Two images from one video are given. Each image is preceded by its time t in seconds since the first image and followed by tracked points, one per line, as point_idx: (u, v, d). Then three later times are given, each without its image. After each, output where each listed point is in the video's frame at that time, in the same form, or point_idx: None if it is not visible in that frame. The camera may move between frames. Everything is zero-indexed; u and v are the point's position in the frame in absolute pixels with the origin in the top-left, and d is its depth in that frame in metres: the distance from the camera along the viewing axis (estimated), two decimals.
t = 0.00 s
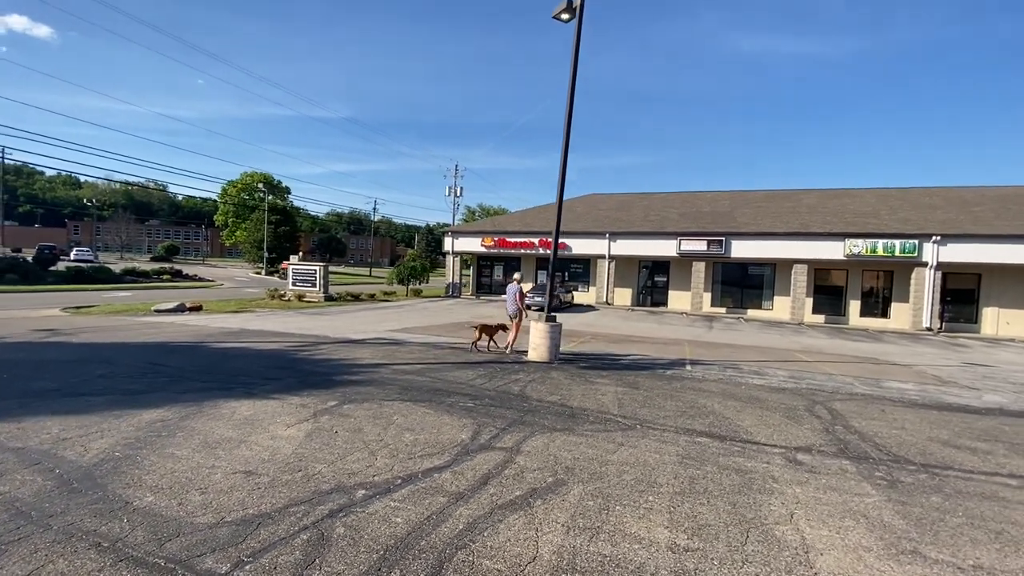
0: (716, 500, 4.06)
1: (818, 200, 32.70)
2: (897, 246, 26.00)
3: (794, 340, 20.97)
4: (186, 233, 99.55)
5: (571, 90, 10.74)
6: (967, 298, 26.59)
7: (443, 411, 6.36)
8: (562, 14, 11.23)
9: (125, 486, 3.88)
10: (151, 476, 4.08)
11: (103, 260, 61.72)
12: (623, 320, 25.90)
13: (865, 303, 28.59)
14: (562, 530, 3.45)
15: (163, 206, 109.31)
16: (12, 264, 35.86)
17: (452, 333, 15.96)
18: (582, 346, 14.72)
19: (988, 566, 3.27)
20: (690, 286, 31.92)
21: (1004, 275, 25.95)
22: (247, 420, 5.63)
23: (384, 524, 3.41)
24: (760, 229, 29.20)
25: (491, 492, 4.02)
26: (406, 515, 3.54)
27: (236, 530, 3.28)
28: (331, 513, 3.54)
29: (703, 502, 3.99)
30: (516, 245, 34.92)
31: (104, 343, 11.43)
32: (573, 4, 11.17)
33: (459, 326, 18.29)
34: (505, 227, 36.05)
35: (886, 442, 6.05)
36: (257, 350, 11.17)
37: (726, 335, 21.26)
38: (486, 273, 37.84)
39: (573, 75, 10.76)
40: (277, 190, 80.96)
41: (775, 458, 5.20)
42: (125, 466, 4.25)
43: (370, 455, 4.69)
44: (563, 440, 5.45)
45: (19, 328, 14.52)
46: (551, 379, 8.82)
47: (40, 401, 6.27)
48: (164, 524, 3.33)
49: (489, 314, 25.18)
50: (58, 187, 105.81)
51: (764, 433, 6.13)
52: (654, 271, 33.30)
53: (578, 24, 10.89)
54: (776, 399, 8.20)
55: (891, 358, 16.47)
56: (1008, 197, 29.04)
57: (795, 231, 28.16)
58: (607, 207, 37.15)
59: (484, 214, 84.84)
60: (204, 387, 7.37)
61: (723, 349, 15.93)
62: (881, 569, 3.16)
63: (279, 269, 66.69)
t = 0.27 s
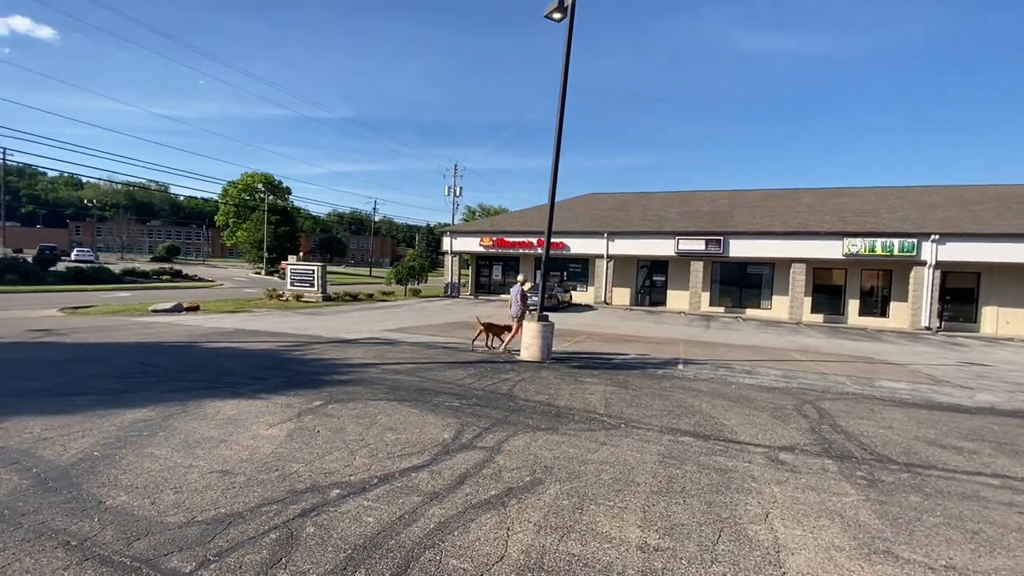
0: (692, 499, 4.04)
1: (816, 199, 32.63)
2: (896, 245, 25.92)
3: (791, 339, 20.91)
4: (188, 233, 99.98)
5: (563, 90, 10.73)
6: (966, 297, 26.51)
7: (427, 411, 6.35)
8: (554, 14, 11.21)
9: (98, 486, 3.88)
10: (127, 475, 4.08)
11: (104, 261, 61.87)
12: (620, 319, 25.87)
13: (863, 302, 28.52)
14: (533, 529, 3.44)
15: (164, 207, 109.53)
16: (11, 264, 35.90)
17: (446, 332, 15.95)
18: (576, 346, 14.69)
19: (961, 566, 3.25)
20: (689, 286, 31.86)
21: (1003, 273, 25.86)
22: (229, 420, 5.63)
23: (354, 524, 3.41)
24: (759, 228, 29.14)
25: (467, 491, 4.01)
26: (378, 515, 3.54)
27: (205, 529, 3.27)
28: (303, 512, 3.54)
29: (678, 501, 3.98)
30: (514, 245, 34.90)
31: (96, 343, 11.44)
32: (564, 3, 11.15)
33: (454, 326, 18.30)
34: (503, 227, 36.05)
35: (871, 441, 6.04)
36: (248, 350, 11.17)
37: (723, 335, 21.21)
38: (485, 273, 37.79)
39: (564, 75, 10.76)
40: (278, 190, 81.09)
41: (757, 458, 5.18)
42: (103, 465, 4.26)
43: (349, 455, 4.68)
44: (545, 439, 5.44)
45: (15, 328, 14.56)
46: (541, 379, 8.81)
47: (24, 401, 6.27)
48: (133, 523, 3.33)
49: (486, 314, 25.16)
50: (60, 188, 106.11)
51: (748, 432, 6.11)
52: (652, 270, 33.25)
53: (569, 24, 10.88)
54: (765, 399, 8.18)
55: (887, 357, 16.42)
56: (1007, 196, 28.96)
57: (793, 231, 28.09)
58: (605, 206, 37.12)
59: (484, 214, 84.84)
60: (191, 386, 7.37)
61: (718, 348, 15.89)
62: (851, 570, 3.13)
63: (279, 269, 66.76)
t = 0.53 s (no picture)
0: (674, 500, 4.00)
1: (815, 199, 32.55)
2: (894, 244, 25.84)
3: (789, 339, 20.83)
4: (189, 234, 100.08)
5: (557, 89, 10.68)
6: (966, 296, 26.42)
7: (415, 411, 6.32)
8: (548, 13, 11.16)
9: (75, 487, 3.85)
10: (105, 476, 4.05)
11: (104, 261, 61.81)
12: (619, 319, 25.81)
13: (863, 302, 28.44)
14: (510, 530, 3.40)
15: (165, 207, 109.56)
16: (10, 264, 35.95)
17: (441, 333, 15.89)
18: (572, 346, 14.63)
19: (941, 568, 3.21)
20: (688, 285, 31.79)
21: (1002, 273, 25.77)
22: (214, 421, 5.60)
23: (329, 525, 3.38)
24: (757, 228, 29.06)
25: (448, 492, 3.98)
26: (354, 516, 3.50)
27: (178, 531, 3.25)
28: (278, 513, 3.51)
29: (660, 503, 3.94)
30: (513, 245, 34.88)
31: (89, 344, 11.41)
32: (558, 2, 11.10)
33: (451, 326, 18.26)
34: (502, 227, 36.00)
35: (861, 441, 5.99)
36: (241, 350, 11.14)
37: (721, 334, 21.14)
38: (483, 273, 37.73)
39: (557, 75, 10.71)
40: (278, 191, 81.05)
41: (744, 458, 5.14)
42: (82, 466, 4.23)
43: (331, 455, 4.65)
44: (531, 440, 5.41)
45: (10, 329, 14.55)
46: (533, 379, 8.77)
47: (10, 402, 6.25)
48: (106, 525, 3.30)
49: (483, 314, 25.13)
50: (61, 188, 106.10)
51: (737, 433, 6.07)
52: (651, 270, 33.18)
53: (563, 23, 10.84)
54: (757, 399, 8.12)
55: (885, 357, 16.34)
56: (1007, 195, 28.84)
57: (792, 230, 28.01)
58: (604, 206, 37.06)
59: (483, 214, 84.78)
60: (180, 387, 7.34)
61: (715, 348, 15.82)
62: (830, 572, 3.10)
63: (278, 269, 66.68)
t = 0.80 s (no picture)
0: (662, 503, 3.93)
1: (816, 199, 32.42)
2: (895, 244, 25.73)
3: (789, 339, 20.72)
4: (191, 234, 100.27)
5: (552, 89, 10.61)
6: (967, 296, 26.28)
7: (405, 412, 6.25)
8: (544, 11, 11.09)
9: (53, 489, 3.79)
10: (84, 478, 3.99)
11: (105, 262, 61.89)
12: (618, 319, 25.72)
13: (863, 302, 28.31)
14: (492, 534, 3.33)
15: (166, 208, 109.75)
16: (11, 265, 36.00)
17: (438, 333, 15.82)
18: (569, 346, 14.53)
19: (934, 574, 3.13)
20: (688, 286, 31.69)
21: (1004, 273, 25.62)
22: (201, 422, 5.53)
23: (308, 529, 3.31)
24: (757, 228, 28.95)
25: (432, 494, 3.91)
26: (334, 520, 3.43)
27: (153, 534, 3.18)
28: (257, 517, 3.44)
29: (648, 506, 3.87)
30: (513, 245, 34.82)
31: (84, 344, 11.37)
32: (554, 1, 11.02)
33: (449, 326, 18.20)
34: (501, 227, 35.94)
35: (856, 443, 5.91)
36: (235, 351, 11.08)
37: (720, 335, 21.04)
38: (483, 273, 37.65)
39: (553, 73, 10.64)
40: (279, 191, 81.11)
41: (737, 460, 5.06)
42: (62, 468, 4.17)
43: (317, 457, 4.59)
44: (520, 441, 5.33)
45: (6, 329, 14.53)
46: (527, 379, 8.70)
47: None
48: (80, 528, 3.24)
49: (482, 314, 25.09)
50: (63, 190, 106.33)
51: (731, 434, 5.99)
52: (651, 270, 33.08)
53: (559, 22, 10.76)
54: (753, 399, 8.04)
55: (885, 358, 16.23)
56: (1009, 195, 28.70)
57: (792, 230, 27.91)
58: (604, 206, 36.99)
59: (483, 214, 84.73)
60: (170, 387, 7.29)
61: (714, 348, 15.72)
62: None
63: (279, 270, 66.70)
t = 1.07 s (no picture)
0: (652, 509, 3.84)
1: (817, 199, 32.27)
2: (897, 245, 25.58)
3: (789, 341, 20.59)
4: (193, 236, 100.49)
5: (549, 89, 10.53)
6: (970, 297, 26.10)
7: (396, 415, 6.17)
8: (540, 10, 11.01)
9: (30, 495, 3.72)
10: (63, 483, 3.92)
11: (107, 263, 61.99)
12: (618, 321, 25.60)
13: (865, 303, 28.15)
14: (475, 542, 3.25)
15: (168, 210, 109.97)
16: (11, 266, 35.95)
17: (436, 334, 15.74)
18: (568, 347, 14.43)
19: None
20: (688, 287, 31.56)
21: (1007, 273, 25.44)
22: (188, 425, 5.46)
23: (286, 537, 3.23)
24: (758, 228, 28.83)
25: (416, 500, 3.83)
26: (314, 527, 3.36)
27: (127, 542, 3.11)
28: (236, 523, 3.37)
29: (637, 512, 3.78)
30: (513, 246, 34.73)
31: (78, 346, 11.32)
32: None
33: (447, 328, 18.12)
34: (501, 228, 35.87)
35: (854, 447, 5.81)
36: (230, 352, 11.02)
37: (720, 336, 20.91)
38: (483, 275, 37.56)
39: (549, 73, 10.56)
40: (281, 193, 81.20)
41: (731, 465, 4.97)
42: (41, 473, 4.10)
43: (302, 461, 4.51)
44: (510, 445, 5.25)
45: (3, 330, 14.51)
46: (522, 382, 8.61)
47: None
48: (53, 536, 3.17)
49: (481, 315, 25.02)
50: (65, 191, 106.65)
51: (726, 437, 5.90)
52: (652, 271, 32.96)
53: (555, 21, 10.69)
54: (750, 402, 7.94)
55: (887, 359, 16.09)
56: (1012, 195, 28.53)
57: (792, 231, 27.78)
58: (605, 207, 36.89)
59: (484, 215, 84.64)
60: (161, 390, 7.23)
61: (713, 350, 15.60)
62: None
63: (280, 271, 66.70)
